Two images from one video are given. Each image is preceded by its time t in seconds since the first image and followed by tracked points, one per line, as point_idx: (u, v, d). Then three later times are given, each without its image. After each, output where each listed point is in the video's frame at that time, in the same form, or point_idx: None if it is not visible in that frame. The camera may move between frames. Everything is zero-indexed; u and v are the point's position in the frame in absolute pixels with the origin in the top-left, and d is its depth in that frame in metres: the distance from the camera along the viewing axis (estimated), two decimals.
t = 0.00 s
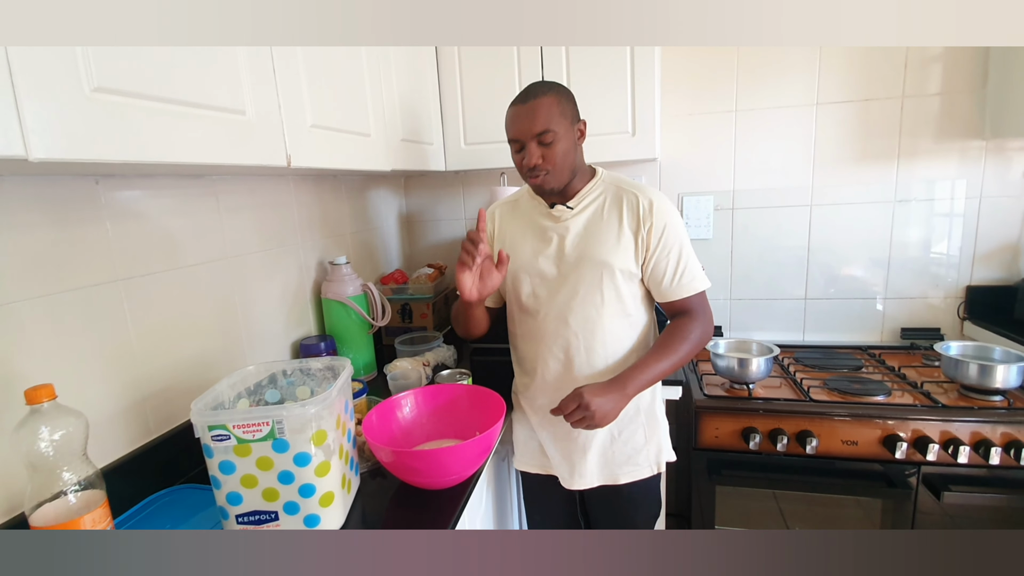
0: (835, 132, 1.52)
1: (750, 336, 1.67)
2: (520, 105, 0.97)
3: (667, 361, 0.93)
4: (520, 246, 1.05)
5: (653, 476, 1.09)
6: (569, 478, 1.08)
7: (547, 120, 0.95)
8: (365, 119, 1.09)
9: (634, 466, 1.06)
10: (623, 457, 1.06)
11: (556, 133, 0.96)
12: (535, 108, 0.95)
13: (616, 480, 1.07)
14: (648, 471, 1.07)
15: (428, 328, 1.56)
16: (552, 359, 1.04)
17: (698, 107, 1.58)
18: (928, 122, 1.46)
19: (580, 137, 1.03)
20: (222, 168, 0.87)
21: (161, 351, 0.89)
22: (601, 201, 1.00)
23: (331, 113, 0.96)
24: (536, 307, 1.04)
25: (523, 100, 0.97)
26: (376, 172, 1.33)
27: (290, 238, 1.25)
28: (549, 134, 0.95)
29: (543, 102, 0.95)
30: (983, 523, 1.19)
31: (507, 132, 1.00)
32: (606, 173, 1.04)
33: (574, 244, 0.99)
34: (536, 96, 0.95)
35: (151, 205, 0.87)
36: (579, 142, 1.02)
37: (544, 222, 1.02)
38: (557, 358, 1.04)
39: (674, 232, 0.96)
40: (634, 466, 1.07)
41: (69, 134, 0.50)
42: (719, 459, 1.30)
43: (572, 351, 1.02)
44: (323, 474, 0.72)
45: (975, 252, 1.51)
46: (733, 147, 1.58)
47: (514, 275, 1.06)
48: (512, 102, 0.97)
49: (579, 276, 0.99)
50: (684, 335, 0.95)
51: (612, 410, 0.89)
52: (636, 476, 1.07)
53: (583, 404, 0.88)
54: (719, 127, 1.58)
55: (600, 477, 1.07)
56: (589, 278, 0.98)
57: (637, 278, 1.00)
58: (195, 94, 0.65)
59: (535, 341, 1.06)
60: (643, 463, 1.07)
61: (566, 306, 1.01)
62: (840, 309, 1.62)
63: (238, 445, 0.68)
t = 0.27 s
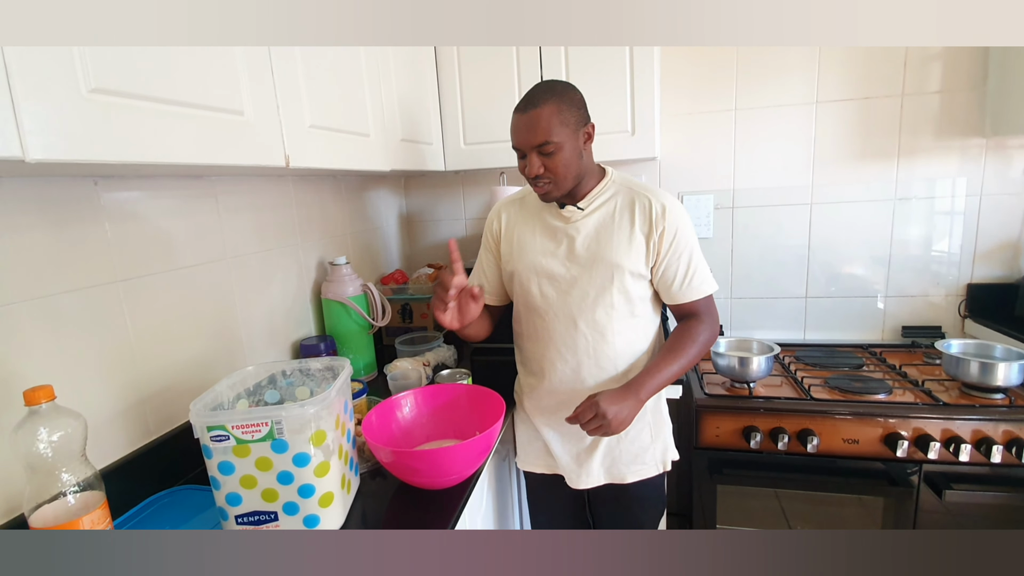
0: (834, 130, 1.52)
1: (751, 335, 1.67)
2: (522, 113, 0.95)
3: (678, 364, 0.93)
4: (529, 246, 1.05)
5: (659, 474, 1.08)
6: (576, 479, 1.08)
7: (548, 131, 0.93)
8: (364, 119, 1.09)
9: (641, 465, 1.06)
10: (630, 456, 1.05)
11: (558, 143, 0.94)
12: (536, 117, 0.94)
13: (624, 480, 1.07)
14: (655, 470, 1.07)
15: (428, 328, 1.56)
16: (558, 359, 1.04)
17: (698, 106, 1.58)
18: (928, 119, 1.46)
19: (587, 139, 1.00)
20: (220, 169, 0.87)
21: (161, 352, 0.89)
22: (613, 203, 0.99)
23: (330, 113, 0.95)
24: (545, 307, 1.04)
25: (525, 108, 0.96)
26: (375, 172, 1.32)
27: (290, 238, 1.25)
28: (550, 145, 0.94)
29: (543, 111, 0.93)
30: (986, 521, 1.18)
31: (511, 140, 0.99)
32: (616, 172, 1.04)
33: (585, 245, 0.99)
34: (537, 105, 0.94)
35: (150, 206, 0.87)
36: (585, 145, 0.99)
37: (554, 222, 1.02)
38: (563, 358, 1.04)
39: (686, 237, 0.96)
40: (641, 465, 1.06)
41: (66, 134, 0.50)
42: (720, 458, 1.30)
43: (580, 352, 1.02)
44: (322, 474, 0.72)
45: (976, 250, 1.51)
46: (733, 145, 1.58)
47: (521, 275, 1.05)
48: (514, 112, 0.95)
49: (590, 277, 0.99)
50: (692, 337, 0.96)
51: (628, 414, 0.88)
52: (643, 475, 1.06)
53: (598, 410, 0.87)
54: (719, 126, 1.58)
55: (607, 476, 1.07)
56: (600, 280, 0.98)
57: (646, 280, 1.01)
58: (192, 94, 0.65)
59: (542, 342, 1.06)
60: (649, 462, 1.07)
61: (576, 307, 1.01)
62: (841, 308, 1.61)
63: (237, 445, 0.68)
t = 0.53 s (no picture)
0: (835, 128, 1.51)
1: (752, 333, 1.67)
2: (528, 114, 0.94)
3: (681, 370, 0.93)
4: (533, 246, 1.04)
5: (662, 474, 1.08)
6: (579, 479, 1.07)
7: (553, 133, 0.93)
8: (363, 118, 1.09)
9: (643, 465, 1.06)
10: (635, 455, 1.05)
11: (564, 145, 0.94)
12: (542, 119, 0.93)
13: (627, 480, 1.06)
14: (660, 469, 1.07)
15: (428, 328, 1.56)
16: (560, 359, 1.05)
17: (697, 104, 1.58)
18: (929, 117, 1.45)
19: (594, 138, 0.99)
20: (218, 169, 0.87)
21: (159, 353, 0.89)
22: (619, 203, 0.98)
23: (328, 112, 0.95)
24: (549, 307, 1.03)
25: (530, 108, 0.95)
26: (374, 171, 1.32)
27: (289, 238, 1.25)
28: (556, 147, 0.93)
29: (549, 113, 0.92)
30: (987, 519, 1.18)
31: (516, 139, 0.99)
32: (623, 171, 1.03)
33: (589, 246, 0.99)
34: (543, 106, 0.93)
35: (149, 206, 0.87)
36: (591, 145, 0.98)
37: (560, 222, 1.02)
38: (566, 358, 1.04)
39: (692, 239, 0.95)
40: (645, 464, 1.06)
41: (62, 133, 0.50)
42: (720, 457, 1.30)
43: (584, 354, 1.02)
44: (322, 474, 0.72)
45: (977, 248, 1.50)
46: (733, 143, 1.58)
47: (525, 275, 1.05)
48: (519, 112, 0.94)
49: (594, 278, 0.99)
50: (697, 343, 0.95)
51: (626, 421, 0.88)
52: (646, 475, 1.06)
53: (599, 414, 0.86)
54: (719, 124, 1.57)
55: (611, 476, 1.07)
56: (604, 281, 0.98)
57: (651, 282, 1.00)
58: (189, 94, 0.65)
59: (545, 342, 1.06)
60: (654, 461, 1.06)
61: (579, 308, 1.01)
62: (841, 306, 1.61)
63: (236, 445, 0.68)
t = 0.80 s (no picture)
0: (835, 126, 1.51)
1: (752, 331, 1.67)
2: (525, 113, 0.94)
3: (670, 373, 0.91)
4: (531, 246, 1.04)
5: (660, 472, 1.08)
6: (579, 477, 1.07)
7: (552, 130, 0.93)
8: (362, 117, 1.09)
9: (643, 464, 1.05)
10: (633, 454, 1.05)
11: (562, 144, 0.94)
12: (540, 118, 0.93)
13: (626, 479, 1.06)
14: (659, 468, 1.07)
15: (428, 327, 1.56)
16: (558, 359, 1.05)
17: (697, 102, 1.58)
18: (930, 114, 1.45)
19: (592, 137, 0.99)
20: (218, 168, 0.87)
21: (159, 352, 0.89)
22: (617, 203, 0.98)
23: (327, 112, 0.95)
24: (547, 307, 1.04)
25: (528, 107, 0.94)
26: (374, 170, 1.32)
27: (288, 238, 1.25)
28: (554, 145, 0.93)
29: (547, 112, 0.92)
30: (988, 517, 1.18)
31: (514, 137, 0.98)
32: (623, 170, 1.03)
33: (587, 246, 0.99)
34: (541, 104, 0.92)
35: (148, 206, 0.87)
36: (590, 144, 0.98)
37: (559, 222, 1.02)
38: (564, 358, 1.04)
39: (690, 241, 0.95)
40: (645, 463, 1.06)
41: (61, 134, 0.50)
42: (721, 455, 1.30)
43: (582, 354, 1.02)
44: (321, 473, 0.72)
45: (978, 246, 1.50)
46: (733, 141, 1.58)
47: (523, 274, 1.06)
48: (517, 111, 0.94)
49: (591, 279, 0.99)
50: (690, 348, 0.94)
51: (606, 421, 0.86)
52: (645, 473, 1.06)
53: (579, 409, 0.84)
54: (719, 122, 1.57)
55: (610, 475, 1.07)
56: (601, 282, 0.98)
57: (649, 283, 1.00)
58: (188, 93, 0.65)
59: (544, 342, 1.07)
60: (653, 460, 1.06)
61: (577, 309, 1.01)
62: (842, 304, 1.61)
63: (236, 445, 0.68)
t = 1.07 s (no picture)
0: (835, 123, 1.51)
1: (752, 330, 1.67)
2: (529, 92, 0.96)
3: (663, 370, 0.91)
4: (525, 245, 1.05)
5: (655, 471, 1.08)
6: (573, 476, 1.07)
7: (557, 107, 0.95)
8: (360, 116, 1.09)
9: (637, 463, 1.06)
10: (629, 453, 1.05)
11: (568, 119, 0.96)
12: (545, 95, 0.95)
13: (621, 477, 1.06)
14: (654, 467, 1.07)
15: (428, 326, 1.56)
16: (554, 358, 1.05)
17: (697, 100, 1.57)
18: (930, 111, 1.45)
19: (589, 125, 1.02)
20: (217, 167, 0.87)
21: (159, 351, 0.89)
22: (610, 201, 0.98)
23: (326, 110, 0.95)
24: (542, 307, 1.04)
25: (531, 89, 0.96)
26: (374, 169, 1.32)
27: (288, 237, 1.25)
28: (561, 119, 0.95)
29: (553, 89, 0.95)
30: (988, 515, 1.18)
31: (514, 121, 0.99)
32: (616, 167, 1.03)
33: (580, 245, 0.99)
34: (545, 83, 0.95)
35: (147, 205, 0.87)
36: (587, 132, 1.01)
37: (551, 221, 1.01)
38: (559, 357, 1.05)
39: (682, 237, 0.94)
40: (640, 461, 1.06)
41: (60, 133, 0.50)
42: (720, 453, 1.30)
43: (576, 354, 1.02)
44: (321, 471, 0.72)
45: (978, 243, 1.50)
46: (733, 140, 1.57)
47: (518, 274, 1.06)
48: (521, 90, 0.95)
49: (584, 278, 0.99)
50: (683, 346, 0.93)
51: (597, 418, 0.86)
52: (640, 472, 1.06)
53: (569, 408, 0.84)
54: (719, 120, 1.57)
55: (605, 473, 1.07)
56: (595, 281, 0.98)
57: (643, 281, 0.99)
58: (186, 92, 0.64)
59: (539, 341, 1.07)
60: (648, 459, 1.06)
61: (571, 308, 1.01)
62: (842, 302, 1.60)
63: (235, 443, 0.68)
